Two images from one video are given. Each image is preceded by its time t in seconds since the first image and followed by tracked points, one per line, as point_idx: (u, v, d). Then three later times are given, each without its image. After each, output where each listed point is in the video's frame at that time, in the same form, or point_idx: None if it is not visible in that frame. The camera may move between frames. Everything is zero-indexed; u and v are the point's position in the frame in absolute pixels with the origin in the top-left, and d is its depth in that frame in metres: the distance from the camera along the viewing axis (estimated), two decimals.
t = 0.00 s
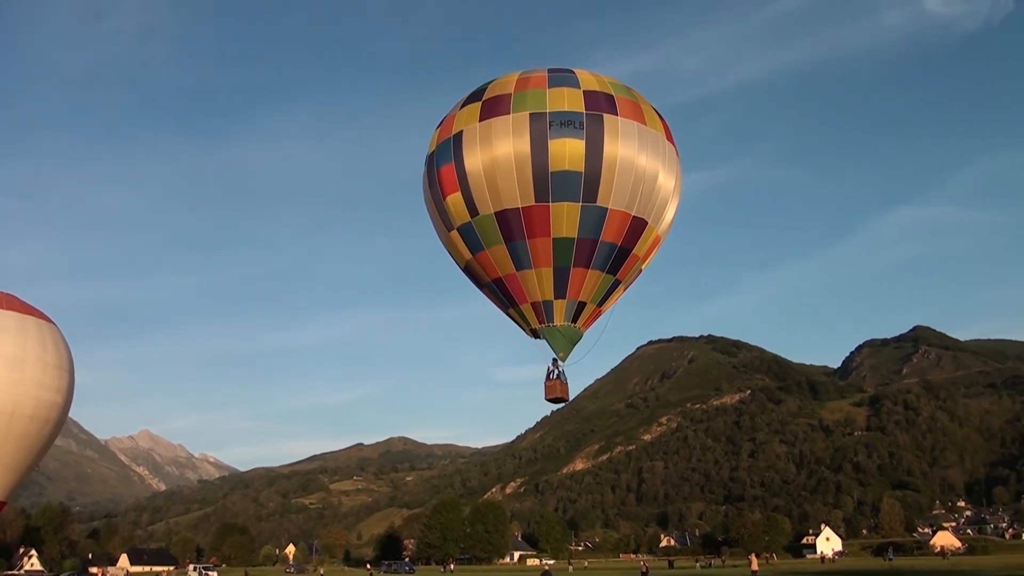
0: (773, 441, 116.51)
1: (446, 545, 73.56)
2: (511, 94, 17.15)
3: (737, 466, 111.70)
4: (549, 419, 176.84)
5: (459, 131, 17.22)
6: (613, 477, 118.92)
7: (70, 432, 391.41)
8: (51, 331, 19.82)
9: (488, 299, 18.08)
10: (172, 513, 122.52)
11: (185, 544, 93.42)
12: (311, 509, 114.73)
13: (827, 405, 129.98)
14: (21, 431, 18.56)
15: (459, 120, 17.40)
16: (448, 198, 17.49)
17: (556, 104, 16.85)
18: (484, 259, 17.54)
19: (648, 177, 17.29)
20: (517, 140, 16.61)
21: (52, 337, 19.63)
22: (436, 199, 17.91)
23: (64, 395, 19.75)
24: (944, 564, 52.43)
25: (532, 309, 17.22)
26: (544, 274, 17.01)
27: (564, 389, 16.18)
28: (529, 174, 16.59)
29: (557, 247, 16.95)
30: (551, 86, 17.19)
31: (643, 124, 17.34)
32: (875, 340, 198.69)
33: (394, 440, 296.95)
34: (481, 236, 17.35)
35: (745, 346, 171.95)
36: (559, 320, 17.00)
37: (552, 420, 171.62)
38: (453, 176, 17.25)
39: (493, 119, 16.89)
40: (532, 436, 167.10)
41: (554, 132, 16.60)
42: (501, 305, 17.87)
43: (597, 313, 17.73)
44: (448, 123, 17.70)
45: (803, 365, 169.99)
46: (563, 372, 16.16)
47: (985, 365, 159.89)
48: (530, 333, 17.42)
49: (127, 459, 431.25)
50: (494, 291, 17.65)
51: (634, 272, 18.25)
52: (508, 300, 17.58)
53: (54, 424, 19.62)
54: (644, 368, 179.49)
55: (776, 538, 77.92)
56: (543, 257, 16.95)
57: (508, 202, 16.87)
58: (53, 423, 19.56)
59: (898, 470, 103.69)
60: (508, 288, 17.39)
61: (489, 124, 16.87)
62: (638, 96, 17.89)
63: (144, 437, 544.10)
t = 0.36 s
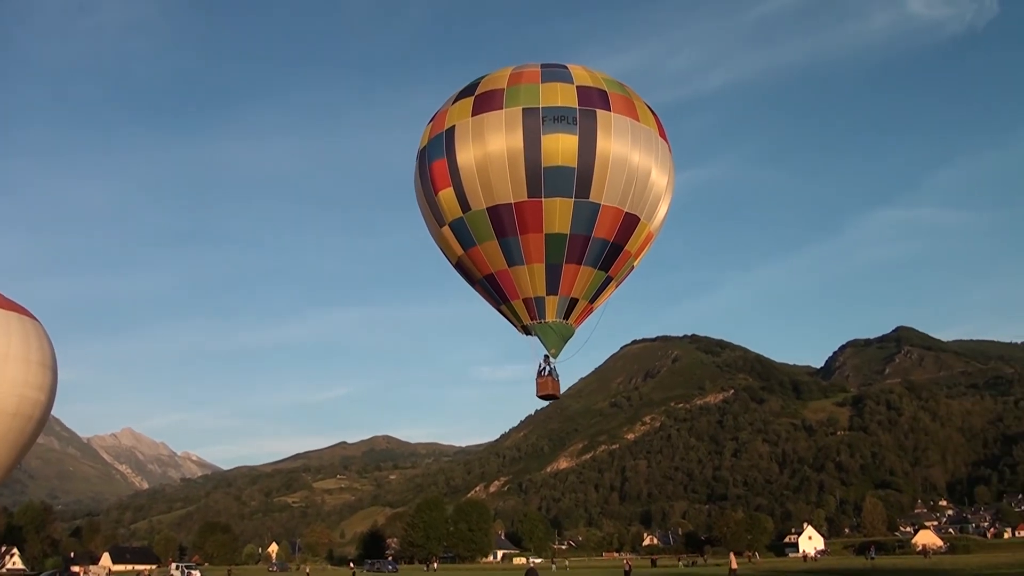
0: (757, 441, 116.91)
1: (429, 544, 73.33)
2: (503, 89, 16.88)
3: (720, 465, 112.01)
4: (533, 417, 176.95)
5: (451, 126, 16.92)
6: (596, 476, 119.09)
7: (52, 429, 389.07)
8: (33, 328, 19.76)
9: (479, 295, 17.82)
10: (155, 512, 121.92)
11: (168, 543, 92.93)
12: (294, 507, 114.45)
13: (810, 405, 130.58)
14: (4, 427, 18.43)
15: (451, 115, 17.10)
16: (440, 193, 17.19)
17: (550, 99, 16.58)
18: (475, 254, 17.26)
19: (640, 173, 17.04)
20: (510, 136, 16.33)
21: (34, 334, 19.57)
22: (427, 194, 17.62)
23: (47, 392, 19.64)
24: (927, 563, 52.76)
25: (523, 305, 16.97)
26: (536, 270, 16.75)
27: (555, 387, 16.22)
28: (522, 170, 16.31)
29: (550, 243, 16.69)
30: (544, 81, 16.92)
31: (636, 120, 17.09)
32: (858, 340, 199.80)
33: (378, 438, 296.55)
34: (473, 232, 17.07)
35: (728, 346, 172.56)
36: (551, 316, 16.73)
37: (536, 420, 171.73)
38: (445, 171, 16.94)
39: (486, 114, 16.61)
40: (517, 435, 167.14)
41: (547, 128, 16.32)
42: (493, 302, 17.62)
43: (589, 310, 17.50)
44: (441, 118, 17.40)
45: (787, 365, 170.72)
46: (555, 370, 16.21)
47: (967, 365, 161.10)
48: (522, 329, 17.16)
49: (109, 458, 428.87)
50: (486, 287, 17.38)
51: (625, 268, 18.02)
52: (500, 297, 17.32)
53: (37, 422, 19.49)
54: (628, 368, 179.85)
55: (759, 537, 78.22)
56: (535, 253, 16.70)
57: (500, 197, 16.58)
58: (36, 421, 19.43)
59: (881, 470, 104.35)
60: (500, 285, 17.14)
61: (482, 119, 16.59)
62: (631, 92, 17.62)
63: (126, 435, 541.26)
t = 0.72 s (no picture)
0: (741, 437, 117.43)
1: (415, 541, 73.04)
2: (497, 82, 16.89)
3: (705, 462, 112.43)
4: (518, 414, 177.13)
5: (444, 119, 16.88)
6: (582, 472, 119.38)
7: (36, 426, 387.05)
8: (18, 324, 19.83)
9: (473, 290, 17.77)
10: (140, 509, 121.47)
11: (153, 540, 92.58)
12: (280, 505, 114.21)
13: (794, 402, 131.28)
14: None
15: (445, 108, 17.08)
16: (432, 187, 17.14)
17: (543, 93, 16.59)
18: (469, 249, 17.21)
19: (635, 168, 17.02)
20: (504, 130, 16.34)
21: (18, 329, 19.62)
22: (420, 188, 17.57)
23: (32, 388, 19.64)
24: (911, 559, 53.21)
25: (516, 300, 16.91)
26: (530, 265, 16.69)
27: (549, 381, 16.10)
28: (515, 164, 16.29)
29: (543, 236, 16.63)
30: (537, 74, 16.92)
31: (630, 114, 17.08)
32: (842, 338, 200.92)
33: (364, 435, 296.24)
34: (466, 226, 17.02)
35: (713, 343, 173.24)
36: (544, 311, 16.70)
37: (522, 417, 171.92)
38: (438, 164, 16.90)
39: (479, 107, 16.58)
40: (502, 432, 167.28)
41: (540, 121, 16.33)
42: (486, 296, 17.57)
43: (583, 304, 17.46)
44: (433, 111, 17.37)
45: (771, 363, 171.59)
46: (549, 365, 16.18)
47: (951, 363, 162.38)
48: (515, 324, 17.10)
49: (93, 455, 426.94)
50: (479, 282, 17.33)
51: (620, 264, 17.98)
52: (493, 291, 17.28)
53: (23, 418, 19.46)
54: (613, 365, 180.22)
55: (744, 533, 78.65)
56: (529, 247, 16.64)
57: (494, 191, 16.55)
58: (22, 416, 19.41)
59: (865, 466, 105.11)
60: (493, 279, 17.10)
61: (475, 112, 16.58)
62: (625, 86, 17.61)
63: (111, 432, 538.44)
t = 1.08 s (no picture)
0: (729, 434, 117.82)
1: (402, 537, 72.96)
2: (492, 75, 16.87)
3: (692, 459, 112.76)
4: (506, 411, 177.26)
5: (440, 113, 16.89)
6: (569, 469, 119.62)
7: (22, 422, 385.13)
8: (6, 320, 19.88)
9: (468, 285, 17.80)
10: (127, 506, 121.11)
11: (140, 537, 92.35)
12: (267, 501, 113.98)
13: (781, 399, 131.90)
14: None
15: (440, 101, 17.07)
16: (428, 181, 17.15)
17: (540, 86, 16.59)
18: (464, 242, 17.23)
19: (631, 162, 17.06)
20: (499, 123, 16.33)
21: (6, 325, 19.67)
22: (415, 181, 17.57)
23: (20, 385, 19.65)
24: (898, 555, 53.50)
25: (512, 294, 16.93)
26: (525, 259, 16.72)
27: (544, 376, 16.34)
28: (512, 157, 16.29)
29: (539, 231, 16.68)
30: (533, 67, 16.92)
31: (626, 107, 17.11)
32: (829, 336, 201.84)
33: (351, 432, 295.79)
34: (461, 220, 17.03)
35: (701, 340, 173.81)
36: (540, 305, 16.73)
37: (510, 413, 172.11)
38: (433, 157, 16.90)
39: (475, 100, 16.58)
40: (490, 428, 167.36)
41: (537, 114, 16.34)
42: (481, 291, 17.59)
43: (579, 299, 17.49)
44: (429, 104, 17.36)
45: (759, 360, 172.29)
46: (544, 361, 16.46)
47: (937, 360, 163.30)
48: (510, 319, 17.13)
49: (80, 452, 425.14)
50: (474, 276, 17.35)
51: (616, 258, 18.03)
52: (488, 286, 17.28)
53: (10, 414, 19.45)
54: (601, 361, 180.52)
55: (730, 530, 79.01)
56: (525, 241, 16.67)
57: (489, 184, 16.55)
58: (9, 412, 19.40)
59: (852, 463, 105.70)
60: (488, 273, 17.12)
61: (471, 105, 16.57)
62: (621, 79, 17.64)
63: (97, 428, 535.90)
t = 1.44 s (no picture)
0: (715, 431, 118.23)
1: (389, 534, 72.96)
2: (489, 68, 16.89)
3: (679, 456, 113.10)
4: (494, 408, 177.35)
5: (435, 106, 16.91)
6: (557, 466, 119.85)
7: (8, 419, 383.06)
8: None
9: (463, 278, 17.87)
10: (113, 503, 120.72)
11: (127, 534, 92.11)
12: (254, 498, 113.73)
13: (768, 396, 132.50)
14: None
15: (436, 94, 17.10)
16: (423, 174, 17.18)
17: (536, 79, 16.62)
18: (459, 236, 17.30)
19: (627, 156, 17.15)
20: (496, 117, 16.37)
21: None
22: (409, 175, 17.61)
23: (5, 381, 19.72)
24: (882, 552, 53.88)
25: (508, 288, 17.02)
26: (521, 253, 16.81)
27: (539, 370, 16.50)
28: (507, 152, 16.37)
29: (535, 226, 16.76)
30: (530, 60, 16.95)
31: (623, 101, 17.17)
32: (815, 333, 202.74)
33: (338, 429, 295.41)
34: (457, 214, 17.10)
35: (688, 338, 174.36)
36: (536, 300, 16.82)
37: (497, 410, 172.21)
38: (428, 151, 16.94)
39: (471, 94, 16.61)
40: (477, 425, 167.42)
41: (533, 108, 16.38)
42: (476, 285, 17.67)
43: (574, 293, 17.61)
44: (424, 97, 17.39)
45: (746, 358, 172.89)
46: (540, 356, 16.61)
47: (924, 358, 164.22)
48: (506, 313, 17.23)
49: (66, 448, 423.13)
50: (470, 270, 17.42)
51: (612, 252, 18.15)
52: (484, 280, 17.36)
53: None
54: (589, 358, 180.77)
55: (717, 527, 79.42)
56: (521, 236, 16.76)
57: (486, 178, 16.61)
58: None
59: (838, 460, 106.28)
60: (484, 267, 17.19)
61: (468, 98, 16.60)
62: (618, 73, 17.69)
63: (83, 425, 533.50)
